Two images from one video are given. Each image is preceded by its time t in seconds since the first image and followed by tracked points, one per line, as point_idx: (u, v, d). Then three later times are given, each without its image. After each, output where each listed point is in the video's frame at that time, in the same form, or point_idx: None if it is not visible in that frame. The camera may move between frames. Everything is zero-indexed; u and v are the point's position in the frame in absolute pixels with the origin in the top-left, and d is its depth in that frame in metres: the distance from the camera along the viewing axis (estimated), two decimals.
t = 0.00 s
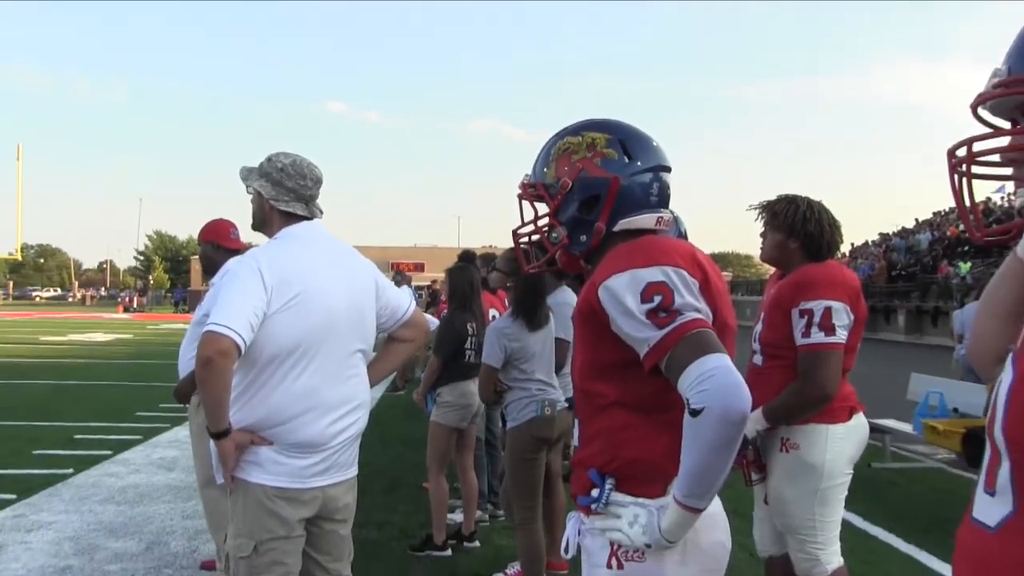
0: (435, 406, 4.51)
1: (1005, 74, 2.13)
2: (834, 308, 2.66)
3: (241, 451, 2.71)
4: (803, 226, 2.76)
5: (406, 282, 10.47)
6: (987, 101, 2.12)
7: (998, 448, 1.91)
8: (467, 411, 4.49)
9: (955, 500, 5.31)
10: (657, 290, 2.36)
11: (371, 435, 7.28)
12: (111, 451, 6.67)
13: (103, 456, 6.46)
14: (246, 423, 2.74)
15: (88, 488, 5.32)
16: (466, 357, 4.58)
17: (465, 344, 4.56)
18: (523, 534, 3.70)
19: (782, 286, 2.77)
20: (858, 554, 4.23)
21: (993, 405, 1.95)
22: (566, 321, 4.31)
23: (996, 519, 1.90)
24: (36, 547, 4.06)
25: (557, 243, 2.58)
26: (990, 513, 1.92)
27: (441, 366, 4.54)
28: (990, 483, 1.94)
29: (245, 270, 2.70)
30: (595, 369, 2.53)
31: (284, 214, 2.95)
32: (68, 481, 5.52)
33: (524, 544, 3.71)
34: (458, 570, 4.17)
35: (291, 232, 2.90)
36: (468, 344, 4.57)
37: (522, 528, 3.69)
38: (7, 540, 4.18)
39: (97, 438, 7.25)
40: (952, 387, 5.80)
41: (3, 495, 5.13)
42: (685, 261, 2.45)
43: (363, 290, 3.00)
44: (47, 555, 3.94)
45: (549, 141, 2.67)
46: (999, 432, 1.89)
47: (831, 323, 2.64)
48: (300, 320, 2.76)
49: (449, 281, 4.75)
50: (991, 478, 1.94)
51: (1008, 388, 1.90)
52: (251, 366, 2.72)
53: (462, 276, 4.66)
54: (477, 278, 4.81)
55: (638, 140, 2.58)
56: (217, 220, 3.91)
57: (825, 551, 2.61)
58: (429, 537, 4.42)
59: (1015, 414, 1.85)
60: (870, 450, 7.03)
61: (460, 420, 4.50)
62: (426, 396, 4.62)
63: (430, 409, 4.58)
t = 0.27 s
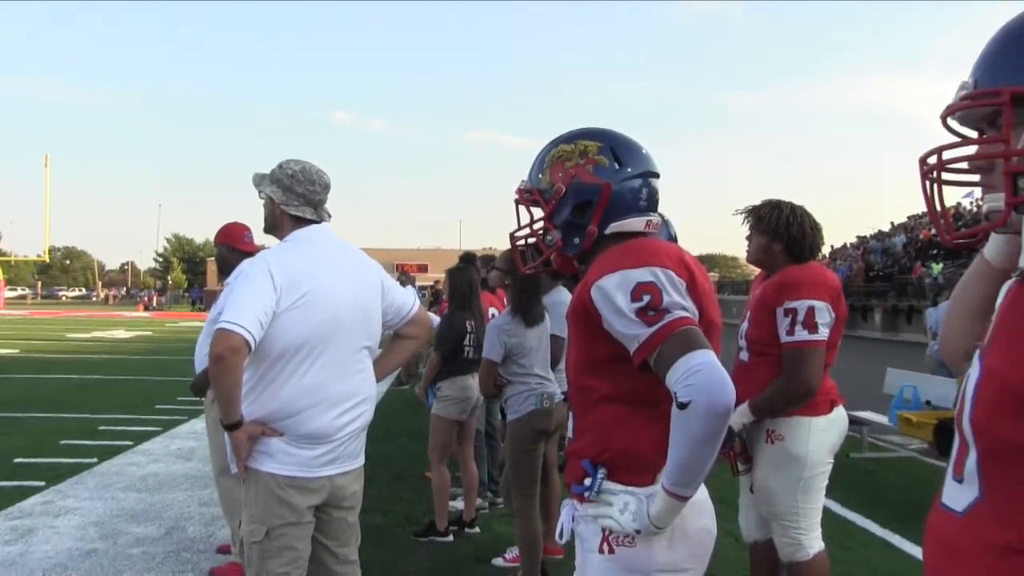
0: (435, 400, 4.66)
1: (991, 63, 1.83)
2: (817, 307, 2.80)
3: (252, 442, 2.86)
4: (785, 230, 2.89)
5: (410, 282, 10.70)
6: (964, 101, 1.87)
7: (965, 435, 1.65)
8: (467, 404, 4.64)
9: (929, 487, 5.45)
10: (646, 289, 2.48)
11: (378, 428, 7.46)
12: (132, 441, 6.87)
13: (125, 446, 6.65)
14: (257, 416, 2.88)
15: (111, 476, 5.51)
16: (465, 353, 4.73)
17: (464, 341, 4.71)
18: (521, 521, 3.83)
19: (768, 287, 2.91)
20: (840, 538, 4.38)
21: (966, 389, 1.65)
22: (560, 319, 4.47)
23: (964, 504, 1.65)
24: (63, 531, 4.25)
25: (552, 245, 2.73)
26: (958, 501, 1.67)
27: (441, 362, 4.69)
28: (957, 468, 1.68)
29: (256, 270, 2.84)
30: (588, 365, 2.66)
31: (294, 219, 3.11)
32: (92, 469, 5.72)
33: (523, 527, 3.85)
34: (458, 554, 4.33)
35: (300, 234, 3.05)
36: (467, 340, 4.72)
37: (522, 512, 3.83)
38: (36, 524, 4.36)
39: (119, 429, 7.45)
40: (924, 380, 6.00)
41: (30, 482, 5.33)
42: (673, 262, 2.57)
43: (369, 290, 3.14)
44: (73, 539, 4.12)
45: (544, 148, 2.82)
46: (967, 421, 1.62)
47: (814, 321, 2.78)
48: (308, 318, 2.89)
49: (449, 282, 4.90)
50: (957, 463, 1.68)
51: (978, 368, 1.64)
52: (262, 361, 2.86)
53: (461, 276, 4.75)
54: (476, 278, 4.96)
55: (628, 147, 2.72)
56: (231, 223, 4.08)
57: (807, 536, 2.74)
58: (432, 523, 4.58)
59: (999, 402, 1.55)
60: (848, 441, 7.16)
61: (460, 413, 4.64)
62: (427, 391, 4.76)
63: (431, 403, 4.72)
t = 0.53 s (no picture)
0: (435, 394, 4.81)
1: (958, 74, 1.67)
2: (799, 307, 2.96)
3: (262, 434, 3.01)
4: (767, 235, 3.06)
5: (413, 283, 10.95)
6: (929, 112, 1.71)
7: (933, 427, 1.61)
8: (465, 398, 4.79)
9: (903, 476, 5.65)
10: (635, 290, 2.60)
11: (383, 422, 7.66)
12: (152, 433, 7.07)
13: (144, 437, 6.86)
14: (268, 409, 3.04)
15: (133, 465, 5.70)
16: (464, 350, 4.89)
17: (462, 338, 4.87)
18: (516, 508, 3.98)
19: (752, 287, 3.06)
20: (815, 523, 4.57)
21: (935, 383, 1.63)
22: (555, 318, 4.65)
23: (931, 494, 1.62)
24: (88, 516, 4.44)
25: (547, 248, 2.89)
26: (927, 490, 1.64)
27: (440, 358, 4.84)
28: (927, 457, 1.65)
29: (265, 272, 2.99)
30: (581, 361, 2.81)
31: (304, 223, 3.28)
32: (115, 459, 5.91)
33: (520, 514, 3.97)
34: (457, 541, 4.49)
35: (309, 238, 3.21)
36: (465, 338, 4.88)
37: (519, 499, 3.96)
38: (63, 510, 4.55)
39: (139, 422, 7.66)
40: (896, 376, 6.27)
41: (55, 470, 5.53)
42: (660, 265, 2.71)
43: (373, 290, 3.30)
44: (98, 524, 4.31)
45: (539, 157, 2.98)
46: (935, 414, 1.59)
47: (795, 320, 2.93)
48: (316, 316, 3.04)
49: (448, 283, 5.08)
50: (927, 453, 1.65)
51: (947, 364, 1.60)
52: (273, 358, 3.02)
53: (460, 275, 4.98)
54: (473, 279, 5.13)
55: (618, 155, 2.88)
56: (245, 227, 4.25)
57: (788, 522, 2.90)
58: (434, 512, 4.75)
59: (963, 395, 1.51)
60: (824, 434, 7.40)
61: (460, 406, 4.81)
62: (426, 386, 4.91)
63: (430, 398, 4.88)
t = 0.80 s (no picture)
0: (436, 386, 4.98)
1: (930, 79, 1.59)
2: (784, 305, 3.09)
3: (273, 423, 3.17)
4: (754, 235, 3.22)
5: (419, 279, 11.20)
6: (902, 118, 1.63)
7: (908, 415, 1.56)
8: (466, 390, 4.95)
9: (883, 463, 5.84)
10: (625, 288, 2.65)
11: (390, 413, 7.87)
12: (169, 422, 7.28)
13: (163, 426, 7.06)
14: (278, 401, 3.20)
15: (152, 453, 5.91)
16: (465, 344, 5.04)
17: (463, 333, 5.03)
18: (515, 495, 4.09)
19: (740, 286, 3.21)
20: (800, 508, 4.75)
21: (911, 373, 1.58)
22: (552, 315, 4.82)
23: (906, 480, 1.56)
24: (112, 500, 4.63)
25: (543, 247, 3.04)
26: (901, 477, 1.58)
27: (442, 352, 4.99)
28: (902, 444, 1.60)
29: (276, 271, 3.16)
30: (575, 354, 2.88)
31: (314, 224, 3.45)
32: (135, 447, 6.11)
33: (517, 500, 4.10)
34: (458, 526, 4.66)
35: (319, 238, 3.38)
36: (466, 333, 5.04)
37: (515, 487, 4.10)
38: (88, 494, 4.76)
39: (158, 412, 7.88)
40: (875, 368, 6.67)
41: (80, 457, 5.73)
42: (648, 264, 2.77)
43: (379, 287, 3.46)
44: (120, 508, 4.50)
45: (536, 161, 3.14)
46: (911, 403, 1.54)
47: (781, 317, 3.06)
48: (324, 312, 3.20)
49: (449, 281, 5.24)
50: (902, 440, 1.60)
51: (923, 354, 1.55)
52: (283, 351, 3.18)
53: (461, 273, 5.09)
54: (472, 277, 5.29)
55: (611, 160, 3.03)
56: (258, 227, 4.42)
57: (772, 507, 3.09)
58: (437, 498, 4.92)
59: (936, 384, 1.47)
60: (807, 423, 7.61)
61: (460, 398, 4.97)
62: (428, 378, 5.07)
63: (433, 389, 5.04)
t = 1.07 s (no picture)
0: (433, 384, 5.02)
1: (918, 80, 1.55)
2: (775, 305, 3.13)
3: (272, 420, 3.21)
4: (745, 235, 3.27)
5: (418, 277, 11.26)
6: (890, 119, 1.59)
7: (896, 411, 1.51)
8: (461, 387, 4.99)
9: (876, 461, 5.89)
10: (618, 287, 2.37)
11: (388, 410, 7.93)
12: (171, 419, 7.34)
13: (163, 423, 7.11)
14: (276, 397, 3.25)
15: (153, 450, 5.95)
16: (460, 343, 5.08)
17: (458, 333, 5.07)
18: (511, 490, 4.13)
19: (732, 286, 3.25)
20: (792, 504, 4.80)
21: (899, 370, 1.53)
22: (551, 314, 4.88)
23: (894, 477, 1.51)
24: (113, 496, 4.68)
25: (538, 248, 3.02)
26: (889, 474, 1.53)
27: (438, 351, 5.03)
28: (890, 441, 1.54)
29: (274, 270, 3.21)
30: (567, 352, 2.60)
31: (314, 224, 3.50)
32: (136, 443, 6.16)
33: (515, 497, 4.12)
34: (454, 522, 4.70)
35: (319, 238, 3.43)
36: (461, 333, 5.07)
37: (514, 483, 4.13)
38: (89, 490, 4.80)
39: (159, 409, 7.94)
40: (864, 367, 6.76)
41: (82, 453, 5.78)
42: (642, 262, 2.51)
43: (377, 286, 3.52)
44: (121, 504, 4.55)
45: (531, 163, 3.14)
46: (899, 399, 1.49)
47: (772, 316, 3.11)
48: (321, 311, 3.25)
49: (447, 281, 5.30)
50: (890, 437, 1.54)
51: (911, 352, 1.51)
52: (281, 349, 3.23)
53: (458, 273, 5.21)
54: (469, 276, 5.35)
55: (605, 161, 2.99)
56: (258, 227, 4.47)
57: (763, 503, 3.14)
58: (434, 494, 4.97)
59: (924, 381, 1.42)
60: (801, 421, 7.67)
61: (455, 396, 5.01)
62: (426, 376, 5.13)
63: (430, 387, 5.10)
